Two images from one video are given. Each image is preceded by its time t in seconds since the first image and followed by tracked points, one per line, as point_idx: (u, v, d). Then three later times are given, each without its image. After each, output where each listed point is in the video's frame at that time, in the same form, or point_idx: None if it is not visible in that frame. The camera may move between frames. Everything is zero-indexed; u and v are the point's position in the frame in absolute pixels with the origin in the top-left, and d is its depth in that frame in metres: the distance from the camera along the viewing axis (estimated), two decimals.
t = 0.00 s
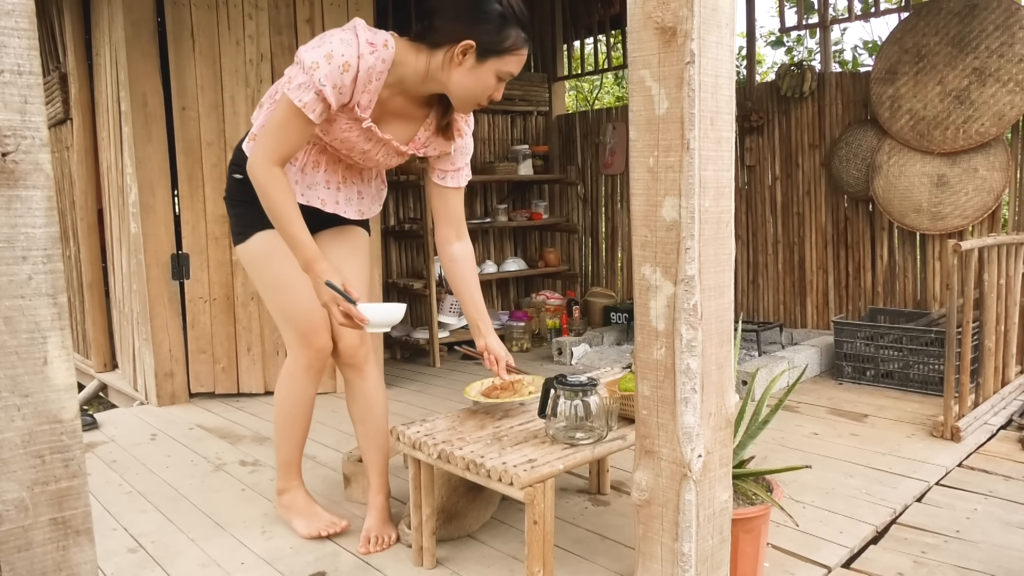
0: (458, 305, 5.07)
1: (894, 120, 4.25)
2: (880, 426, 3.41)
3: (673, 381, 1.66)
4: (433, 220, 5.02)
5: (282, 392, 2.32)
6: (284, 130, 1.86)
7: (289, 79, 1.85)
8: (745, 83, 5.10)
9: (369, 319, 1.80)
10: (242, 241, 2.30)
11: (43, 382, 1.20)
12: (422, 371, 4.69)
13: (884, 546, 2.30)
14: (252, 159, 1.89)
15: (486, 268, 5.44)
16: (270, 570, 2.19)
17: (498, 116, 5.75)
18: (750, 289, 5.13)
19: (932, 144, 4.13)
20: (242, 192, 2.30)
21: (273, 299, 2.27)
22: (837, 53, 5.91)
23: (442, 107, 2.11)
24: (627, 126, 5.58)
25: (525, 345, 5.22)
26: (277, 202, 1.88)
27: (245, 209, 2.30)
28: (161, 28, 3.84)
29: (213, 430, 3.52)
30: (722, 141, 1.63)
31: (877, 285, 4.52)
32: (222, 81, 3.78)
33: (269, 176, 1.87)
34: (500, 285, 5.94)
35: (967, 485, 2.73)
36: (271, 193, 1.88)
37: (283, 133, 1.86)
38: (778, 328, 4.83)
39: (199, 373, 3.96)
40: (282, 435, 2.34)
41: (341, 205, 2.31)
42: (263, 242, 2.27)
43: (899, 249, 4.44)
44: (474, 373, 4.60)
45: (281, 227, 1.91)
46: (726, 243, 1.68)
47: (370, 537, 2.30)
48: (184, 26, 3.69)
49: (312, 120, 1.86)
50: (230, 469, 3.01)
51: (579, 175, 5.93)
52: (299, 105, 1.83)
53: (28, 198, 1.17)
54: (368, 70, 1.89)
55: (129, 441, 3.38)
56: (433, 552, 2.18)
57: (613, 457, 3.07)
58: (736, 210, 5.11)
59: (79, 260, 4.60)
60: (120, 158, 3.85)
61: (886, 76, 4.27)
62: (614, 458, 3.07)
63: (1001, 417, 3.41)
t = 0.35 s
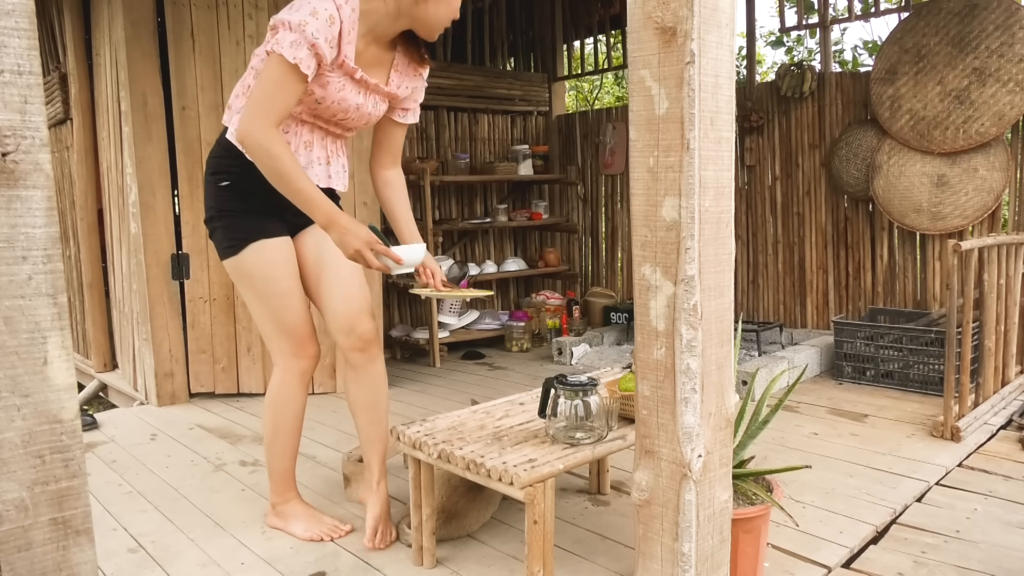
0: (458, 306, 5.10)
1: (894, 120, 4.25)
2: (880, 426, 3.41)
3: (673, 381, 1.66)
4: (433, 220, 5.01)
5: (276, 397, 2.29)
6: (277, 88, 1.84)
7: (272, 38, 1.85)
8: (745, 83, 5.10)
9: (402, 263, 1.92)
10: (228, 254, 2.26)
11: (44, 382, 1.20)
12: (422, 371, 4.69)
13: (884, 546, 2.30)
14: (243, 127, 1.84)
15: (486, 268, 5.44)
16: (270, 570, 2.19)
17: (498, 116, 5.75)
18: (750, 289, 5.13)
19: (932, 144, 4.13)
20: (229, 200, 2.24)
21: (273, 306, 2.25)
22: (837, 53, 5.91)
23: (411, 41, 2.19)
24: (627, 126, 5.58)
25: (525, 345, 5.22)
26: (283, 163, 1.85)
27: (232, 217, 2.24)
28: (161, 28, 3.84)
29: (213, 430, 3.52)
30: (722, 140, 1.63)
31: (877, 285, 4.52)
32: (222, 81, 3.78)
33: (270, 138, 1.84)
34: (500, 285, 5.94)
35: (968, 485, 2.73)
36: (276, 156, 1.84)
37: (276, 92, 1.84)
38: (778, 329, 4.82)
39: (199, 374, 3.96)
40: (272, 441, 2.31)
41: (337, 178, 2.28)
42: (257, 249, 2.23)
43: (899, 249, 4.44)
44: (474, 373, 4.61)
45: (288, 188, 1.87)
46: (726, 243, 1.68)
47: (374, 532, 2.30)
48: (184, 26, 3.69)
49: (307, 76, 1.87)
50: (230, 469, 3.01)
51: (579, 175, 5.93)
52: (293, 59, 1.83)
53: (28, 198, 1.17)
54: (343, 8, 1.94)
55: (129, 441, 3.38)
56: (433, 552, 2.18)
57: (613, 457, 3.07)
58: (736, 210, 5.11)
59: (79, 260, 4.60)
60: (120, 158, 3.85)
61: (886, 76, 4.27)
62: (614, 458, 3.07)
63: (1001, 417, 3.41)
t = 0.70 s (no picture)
0: (458, 305, 5.06)
1: (894, 120, 4.25)
2: (880, 426, 3.41)
3: (673, 381, 1.65)
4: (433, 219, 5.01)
5: (286, 396, 2.26)
6: (309, 51, 1.97)
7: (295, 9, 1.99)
8: (745, 83, 5.10)
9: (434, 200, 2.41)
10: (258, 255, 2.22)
11: (44, 382, 1.20)
12: (422, 371, 4.69)
13: (884, 546, 2.30)
14: (282, 91, 1.94)
15: (486, 268, 5.44)
16: (269, 570, 2.19)
17: (498, 116, 5.75)
18: (750, 289, 5.13)
19: (932, 144, 4.13)
20: (279, 198, 2.22)
21: (299, 304, 2.22)
22: (837, 53, 5.91)
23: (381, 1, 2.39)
24: (627, 126, 5.58)
25: (525, 345, 5.22)
26: (324, 121, 1.96)
27: (278, 217, 2.20)
28: (160, 28, 3.84)
29: (213, 430, 3.52)
30: (722, 140, 1.63)
31: (877, 285, 4.52)
32: (222, 81, 3.78)
33: (308, 97, 1.95)
34: (500, 284, 5.94)
35: (968, 484, 2.73)
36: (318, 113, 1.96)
37: (309, 54, 1.97)
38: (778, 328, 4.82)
39: (199, 374, 3.96)
40: (277, 444, 2.27)
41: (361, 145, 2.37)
42: (290, 248, 2.20)
43: (899, 249, 4.44)
44: (474, 373, 4.61)
45: (330, 146, 1.99)
46: (726, 243, 1.68)
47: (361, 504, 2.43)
48: (184, 26, 3.69)
49: (333, 37, 2.03)
50: (230, 469, 3.01)
51: (579, 175, 5.93)
52: (323, 22, 1.98)
53: (28, 198, 1.17)
54: None
55: (129, 441, 3.38)
56: (433, 552, 2.18)
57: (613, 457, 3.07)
58: (736, 210, 5.11)
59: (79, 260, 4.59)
60: (120, 158, 3.85)
61: (886, 76, 4.27)
62: (614, 458, 3.07)
63: (1001, 417, 3.41)
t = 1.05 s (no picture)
0: (458, 305, 5.07)
1: (894, 120, 4.25)
2: (880, 426, 3.41)
3: (673, 381, 1.65)
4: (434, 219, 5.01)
5: (305, 389, 2.29)
6: (359, 54, 2.07)
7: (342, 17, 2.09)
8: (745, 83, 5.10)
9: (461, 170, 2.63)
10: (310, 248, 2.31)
11: (43, 382, 1.20)
12: (422, 371, 4.69)
13: (884, 546, 2.30)
14: (339, 93, 2.05)
15: (486, 268, 5.44)
16: (269, 570, 2.19)
17: (498, 116, 5.75)
18: (750, 289, 5.13)
19: (932, 144, 4.13)
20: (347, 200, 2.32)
21: (338, 298, 2.30)
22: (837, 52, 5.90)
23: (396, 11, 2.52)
24: (627, 126, 5.58)
25: (525, 345, 5.22)
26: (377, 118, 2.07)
27: (340, 216, 2.30)
28: (160, 28, 3.83)
29: (212, 430, 3.52)
30: (722, 140, 1.63)
31: (877, 285, 4.52)
32: (222, 81, 3.78)
33: (363, 96, 2.06)
34: (500, 284, 5.93)
35: (968, 485, 2.73)
36: (372, 111, 2.06)
37: (362, 57, 2.08)
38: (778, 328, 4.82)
39: (199, 374, 3.95)
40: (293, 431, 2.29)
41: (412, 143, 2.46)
42: (346, 244, 2.30)
43: (899, 249, 4.44)
44: (475, 373, 4.61)
45: (387, 142, 2.11)
46: (726, 243, 1.68)
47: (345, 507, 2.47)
48: (184, 26, 3.69)
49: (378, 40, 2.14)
50: (230, 469, 3.01)
51: (579, 175, 5.93)
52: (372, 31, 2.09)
53: (28, 198, 1.16)
54: None
55: (129, 441, 3.38)
56: (433, 552, 2.18)
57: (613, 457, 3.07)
58: (736, 210, 5.11)
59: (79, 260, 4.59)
60: (120, 158, 3.85)
61: (886, 76, 4.27)
62: (614, 458, 3.07)
63: (1001, 417, 3.41)
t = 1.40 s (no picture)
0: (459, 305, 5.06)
1: (894, 120, 4.25)
2: (880, 426, 3.41)
3: (673, 381, 1.65)
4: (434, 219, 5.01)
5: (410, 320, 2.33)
6: (395, 51, 2.16)
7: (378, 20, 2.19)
8: (745, 83, 5.10)
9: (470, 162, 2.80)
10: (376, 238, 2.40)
11: (44, 382, 1.20)
12: (422, 371, 4.69)
13: (884, 546, 2.30)
14: (376, 85, 2.15)
15: (486, 268, 5.43)
16: (269, 570, 2.19)
17: (498, 116, 5.75)
18: (750, 289, 5.13)
19: (932, 144, 4.13)
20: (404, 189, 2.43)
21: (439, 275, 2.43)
22: (837, 52, 5.90)
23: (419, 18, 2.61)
24: (627, 126, 5.58)
25: (525, 345, 5.22)
26: (409, 106, 2.14)
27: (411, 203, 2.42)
28: (160, 28, 3.84)
29: (212, 430, 3.52)
30: (722, 140, 1.63)
31: (877, 285, 4.52)
32: (222, 81, 3.78)
33: (397, 87, 2.15)
34: (500, 284, 5.93)
35: (968, 485, 2.73)
36: (405, 99, 2.14)
37: (396, 52, 2.16)
38: (778, 329, 4.82)
39: (199, 374, 3.95)
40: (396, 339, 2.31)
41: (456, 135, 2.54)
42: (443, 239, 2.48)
43: (900, 249, 4.44)
44: (475, 372, 4.60)
45: (419, 130, 2.17)
46: (726, 243, 1.68)
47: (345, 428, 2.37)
48: (184, 27, 3.69)
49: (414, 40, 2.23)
50: (230, 469, 3.01)
51: (579, 175, 5.93)
52: (407, 28, 2.18)
53: (28, 198, 1.16)
54: None
55: (129, 441, 3.38)
56: (433, 552, 2.18)
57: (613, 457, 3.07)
58: (736, 210, 5.11)
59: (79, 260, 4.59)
60: (120, 158, 3.85)
61: (886, 76, 4.27)
62: (613, 458, 3.07)
63: (1001, 417, 3.41)
